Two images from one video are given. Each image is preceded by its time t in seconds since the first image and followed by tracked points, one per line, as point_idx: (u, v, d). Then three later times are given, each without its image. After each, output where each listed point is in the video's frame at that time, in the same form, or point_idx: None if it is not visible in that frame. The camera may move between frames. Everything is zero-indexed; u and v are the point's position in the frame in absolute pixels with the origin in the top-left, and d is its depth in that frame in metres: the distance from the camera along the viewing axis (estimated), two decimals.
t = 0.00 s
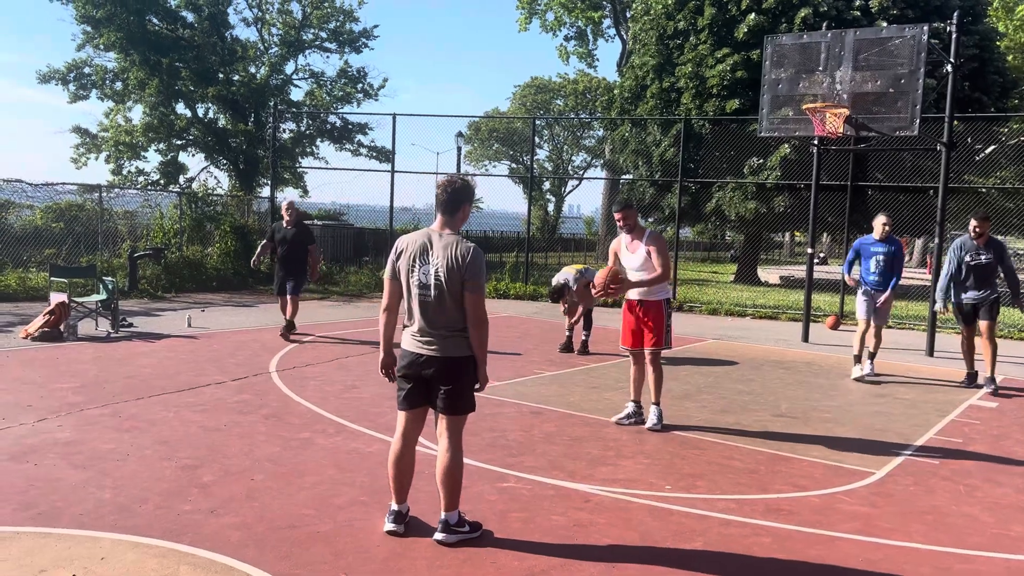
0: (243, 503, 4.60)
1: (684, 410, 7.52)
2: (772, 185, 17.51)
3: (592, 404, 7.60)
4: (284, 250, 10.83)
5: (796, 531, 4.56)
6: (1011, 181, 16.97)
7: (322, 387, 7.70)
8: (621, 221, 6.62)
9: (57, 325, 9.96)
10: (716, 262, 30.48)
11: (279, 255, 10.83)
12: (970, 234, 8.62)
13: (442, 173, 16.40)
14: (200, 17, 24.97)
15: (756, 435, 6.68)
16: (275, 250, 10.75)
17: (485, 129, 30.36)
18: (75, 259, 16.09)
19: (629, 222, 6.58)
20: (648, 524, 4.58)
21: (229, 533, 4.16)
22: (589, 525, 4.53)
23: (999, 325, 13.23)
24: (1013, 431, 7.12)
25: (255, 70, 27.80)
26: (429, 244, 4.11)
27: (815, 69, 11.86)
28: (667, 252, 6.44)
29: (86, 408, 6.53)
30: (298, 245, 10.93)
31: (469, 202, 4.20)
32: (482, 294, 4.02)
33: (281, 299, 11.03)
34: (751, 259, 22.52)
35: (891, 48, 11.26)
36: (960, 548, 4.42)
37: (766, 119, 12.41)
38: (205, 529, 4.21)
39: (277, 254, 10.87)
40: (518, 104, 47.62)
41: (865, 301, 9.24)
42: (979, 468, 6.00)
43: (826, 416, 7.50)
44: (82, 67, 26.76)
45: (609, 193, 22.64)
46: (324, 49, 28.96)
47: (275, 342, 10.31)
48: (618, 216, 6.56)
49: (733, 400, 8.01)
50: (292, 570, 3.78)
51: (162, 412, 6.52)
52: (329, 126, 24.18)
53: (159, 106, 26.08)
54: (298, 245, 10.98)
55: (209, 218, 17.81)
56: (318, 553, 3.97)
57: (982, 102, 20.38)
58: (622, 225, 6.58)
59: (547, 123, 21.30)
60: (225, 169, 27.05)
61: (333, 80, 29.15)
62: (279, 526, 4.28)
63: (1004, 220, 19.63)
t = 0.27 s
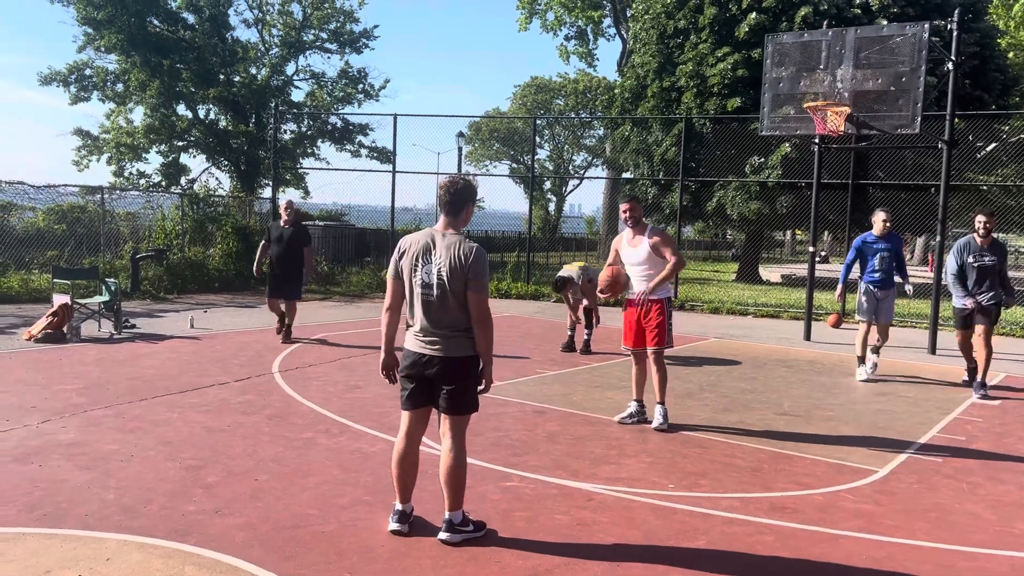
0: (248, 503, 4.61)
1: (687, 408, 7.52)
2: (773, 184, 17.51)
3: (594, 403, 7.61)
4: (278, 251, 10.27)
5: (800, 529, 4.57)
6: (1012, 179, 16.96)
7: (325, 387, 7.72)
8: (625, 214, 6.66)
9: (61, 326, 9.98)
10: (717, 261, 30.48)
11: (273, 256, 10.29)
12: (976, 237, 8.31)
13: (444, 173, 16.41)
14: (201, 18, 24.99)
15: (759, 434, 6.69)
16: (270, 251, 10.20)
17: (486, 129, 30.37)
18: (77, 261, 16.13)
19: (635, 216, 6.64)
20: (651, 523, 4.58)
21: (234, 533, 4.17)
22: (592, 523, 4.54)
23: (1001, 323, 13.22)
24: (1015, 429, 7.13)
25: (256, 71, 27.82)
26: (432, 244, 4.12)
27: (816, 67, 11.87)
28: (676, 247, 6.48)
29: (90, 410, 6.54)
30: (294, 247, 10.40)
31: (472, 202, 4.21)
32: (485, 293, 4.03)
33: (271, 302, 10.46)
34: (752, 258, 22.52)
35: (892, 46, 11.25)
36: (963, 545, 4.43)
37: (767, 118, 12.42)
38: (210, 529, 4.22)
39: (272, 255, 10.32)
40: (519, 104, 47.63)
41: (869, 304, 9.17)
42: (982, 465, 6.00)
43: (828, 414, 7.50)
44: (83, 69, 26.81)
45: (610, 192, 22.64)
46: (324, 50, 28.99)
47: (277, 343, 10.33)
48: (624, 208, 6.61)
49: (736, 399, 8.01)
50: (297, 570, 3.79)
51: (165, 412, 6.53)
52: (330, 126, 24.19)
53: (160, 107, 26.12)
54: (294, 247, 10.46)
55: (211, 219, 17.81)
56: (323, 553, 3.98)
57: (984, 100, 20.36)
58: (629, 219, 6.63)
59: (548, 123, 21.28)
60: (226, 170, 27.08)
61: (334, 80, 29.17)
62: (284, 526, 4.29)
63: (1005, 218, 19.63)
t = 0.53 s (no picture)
0: (250, 503, 4.61)
1: (688, 407, 7.52)
2: (773, 181, 17.52)
3: (596, 402, 7.61)
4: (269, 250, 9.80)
5: (802, 527, 4.56)
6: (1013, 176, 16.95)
7: (326, 387, 7.72)
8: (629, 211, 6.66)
9: (62, 327, 9.99)
10: (717, 259, 30.48)
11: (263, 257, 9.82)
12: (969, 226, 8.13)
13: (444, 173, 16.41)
14: (200, 18, 25.00)
15: (760, 432, 6.69)
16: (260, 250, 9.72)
17: (486, 128, 30.36)
18: (77, 261, 16.14)
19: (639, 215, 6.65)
20: (653, 521, 4.58)
21: (236, 534, 4.17)
22: (594, 522, 4.54)
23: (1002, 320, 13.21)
24: (1018, 425, 7.13)
25: (256, 71, 27.82)
26: (431, 244, 4.12)
27: (816, 65, 11.86)
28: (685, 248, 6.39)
29: (92, 410, 6.55)
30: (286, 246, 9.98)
31: (471, 201, 4.21)
32: (485, 292, 4.02)
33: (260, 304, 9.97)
34: (753, 256, 22.52)
35: (892, 43, 11.23)
36: (965, 542, 4.42)
37: (767, 116, 12.41)
38: (213, 529, 4.22)
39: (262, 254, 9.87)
40: (518, 103, 47.62)
41: (870, 305, 8.95)
42: (984, 463, 5.99)
43: (830, 412, 7.50)
44: (83, 70, 26.82)
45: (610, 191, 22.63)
46: (324, 49, 28.99)
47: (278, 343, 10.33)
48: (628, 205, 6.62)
49: (737, 397, 8.01)
50: (299, 570, 3.79)
51: (167, 413, 6.53)
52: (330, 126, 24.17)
53: (160, 108, 26.13)
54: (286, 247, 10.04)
55: (212, 219, 17.83)
56: (324, 553, 3.98)
57: (984, 97, 20.35)
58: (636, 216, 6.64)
59: (548, 122, 21.28)
60: (227, 171, 27.08)
61: (334, 80, 29.17)
62: (286, 526, 4.29)
63: (1006, 215, 19.64)
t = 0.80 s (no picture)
0: (250, 503, 4.61)
1: (689, 405, 7.52)
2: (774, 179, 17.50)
3: (596, 400, 7.61)
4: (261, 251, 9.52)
5: (803, 526, 4.56)
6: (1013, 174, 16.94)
7: (327, 386, 7.72)
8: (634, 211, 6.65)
9: (62, 327, 9.99)
10: (718, 258, 30.46)
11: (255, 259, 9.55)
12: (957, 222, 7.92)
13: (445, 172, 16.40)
14: (200, 18, 25.01)
15: (761, 430, 6.68)
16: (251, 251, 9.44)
17: (486, 127, 30.37)
18: (77, 261, 16.14)
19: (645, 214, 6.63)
20: (654, 520, 4.58)
21: (237, 533, 4.17)
22: (594, 520, 4.54)
23: (1003, 318, 13.21)
24: (1019, 423, 7.12)
25: (256, 71, 27.80)
26: (430, 242, 4.12)
27: (817, 63, 11.86)
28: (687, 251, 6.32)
29: (92, 410, 6.55)
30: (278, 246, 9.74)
31: (468, 198, 4.20)
32: (483, 289, 4.01)
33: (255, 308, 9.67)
34: (754, 254, 22.52)
35: (892, 41, 11.21)
36: (967, 540, 4.42)
37: (768, 114, 12.37)
38: (213, 529, 4.22)
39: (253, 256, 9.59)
40: (518, 102, 47.62)
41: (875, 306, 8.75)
42: (985, 461, 5.98)
43: (831, 410, 7.49)
44: (83, 70, 26.80)
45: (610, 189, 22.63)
46: (324, 49, 28.97)
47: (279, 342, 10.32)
48: (633, 206, 6.61)
49: (738, 396, 8.01)
50: (300, 569, 3.79)
51: (167, 412, 6.53)
52: (330, 125, 24.17)
53: (159, 107, 26.11)
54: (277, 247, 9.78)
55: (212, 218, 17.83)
56: (325, 553, 3.98)
57: (984, 95, 20.34)
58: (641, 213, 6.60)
59: (549, 121, 21.28)
60: (227, 171, 27.07)
61: (334, 80, 29.17)
62: (286, 526, 4.29)
63: (1007, 212, 19.63)
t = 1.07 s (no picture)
0: (250, 503, 4.61)
1: (689, 404, 7.52)
2: (773, 178, 17.51)
3: (595, 399, 7.62)
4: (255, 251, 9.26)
5: (804, 525, 4.55)
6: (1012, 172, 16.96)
7: (326, 386, 7.71)
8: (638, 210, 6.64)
9: (61, 328, 9.98)
10: (717, 256, 30.47)
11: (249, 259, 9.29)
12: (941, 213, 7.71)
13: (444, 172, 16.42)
14: (199, 17, 24.99)
15: (761, 429, 6.68)
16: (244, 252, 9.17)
17: (484, 126, 30.40)
18: (77, 261, 16.14)
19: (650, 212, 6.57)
20: (654, 519, 4.58)
21: (237, 533, 4.17)
22: (594, 520, 4.53)
23: (1001, 317, 13.23)
24: (1018, 422, 7.12)
25: (254, 70, 27.78)
26: (426, 242, 4.12)
27: (816, 62, 11.84)
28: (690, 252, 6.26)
29: (92, 411, 6.54)
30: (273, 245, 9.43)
31: (463, 197, 4.18)
32: (481, 288, 4.00)
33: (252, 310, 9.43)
34: (753, 253, 22.54)
35: (891, 40, 11.26)
36: (966, 539, 4.42)
37: (767, 113, 12.34)
38: (213, 529, 4.22)
39: (246, 258, 9.33)
40: (517, 101, 47.63)
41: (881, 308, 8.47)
42: (985, 459, 5.98)
43: (831, 409, 7.49)
44: (82, 69, 26.76)
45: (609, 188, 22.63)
46: (322, 48, 28.95)
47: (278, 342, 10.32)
48: (636, 205, 6.61)
49: (737, 394, 8.01)
50: (300, 569, 3.79)
51: (167, 412, 6.53)
52: (329, 125, 24.17)
53: (158, 107, 26.08)
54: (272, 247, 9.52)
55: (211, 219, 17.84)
56: (325, 552, 3.98)
57: (983, 93, 20.35)
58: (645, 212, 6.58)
59: (548, 120, 21.29)
60: (226, 170, 27.05)
61: (332, 79, 29.15)
62: (286, 526, 4.28)
63: (1006, 210, 19.64)
